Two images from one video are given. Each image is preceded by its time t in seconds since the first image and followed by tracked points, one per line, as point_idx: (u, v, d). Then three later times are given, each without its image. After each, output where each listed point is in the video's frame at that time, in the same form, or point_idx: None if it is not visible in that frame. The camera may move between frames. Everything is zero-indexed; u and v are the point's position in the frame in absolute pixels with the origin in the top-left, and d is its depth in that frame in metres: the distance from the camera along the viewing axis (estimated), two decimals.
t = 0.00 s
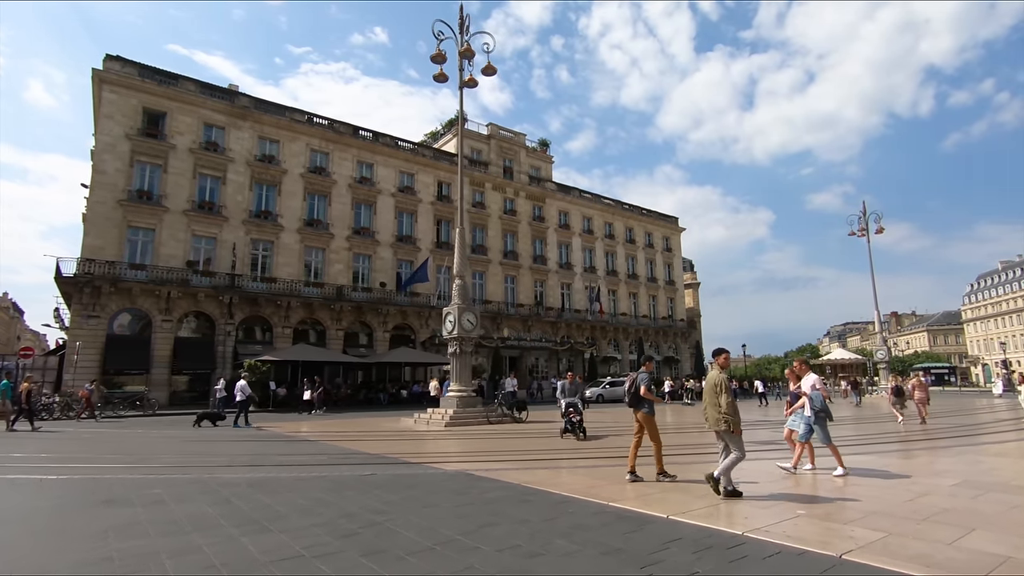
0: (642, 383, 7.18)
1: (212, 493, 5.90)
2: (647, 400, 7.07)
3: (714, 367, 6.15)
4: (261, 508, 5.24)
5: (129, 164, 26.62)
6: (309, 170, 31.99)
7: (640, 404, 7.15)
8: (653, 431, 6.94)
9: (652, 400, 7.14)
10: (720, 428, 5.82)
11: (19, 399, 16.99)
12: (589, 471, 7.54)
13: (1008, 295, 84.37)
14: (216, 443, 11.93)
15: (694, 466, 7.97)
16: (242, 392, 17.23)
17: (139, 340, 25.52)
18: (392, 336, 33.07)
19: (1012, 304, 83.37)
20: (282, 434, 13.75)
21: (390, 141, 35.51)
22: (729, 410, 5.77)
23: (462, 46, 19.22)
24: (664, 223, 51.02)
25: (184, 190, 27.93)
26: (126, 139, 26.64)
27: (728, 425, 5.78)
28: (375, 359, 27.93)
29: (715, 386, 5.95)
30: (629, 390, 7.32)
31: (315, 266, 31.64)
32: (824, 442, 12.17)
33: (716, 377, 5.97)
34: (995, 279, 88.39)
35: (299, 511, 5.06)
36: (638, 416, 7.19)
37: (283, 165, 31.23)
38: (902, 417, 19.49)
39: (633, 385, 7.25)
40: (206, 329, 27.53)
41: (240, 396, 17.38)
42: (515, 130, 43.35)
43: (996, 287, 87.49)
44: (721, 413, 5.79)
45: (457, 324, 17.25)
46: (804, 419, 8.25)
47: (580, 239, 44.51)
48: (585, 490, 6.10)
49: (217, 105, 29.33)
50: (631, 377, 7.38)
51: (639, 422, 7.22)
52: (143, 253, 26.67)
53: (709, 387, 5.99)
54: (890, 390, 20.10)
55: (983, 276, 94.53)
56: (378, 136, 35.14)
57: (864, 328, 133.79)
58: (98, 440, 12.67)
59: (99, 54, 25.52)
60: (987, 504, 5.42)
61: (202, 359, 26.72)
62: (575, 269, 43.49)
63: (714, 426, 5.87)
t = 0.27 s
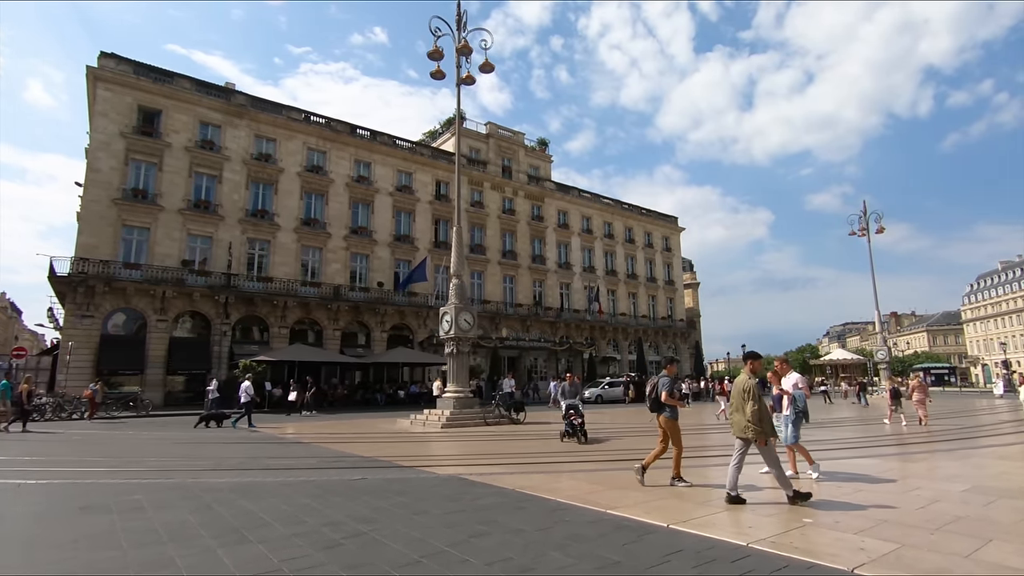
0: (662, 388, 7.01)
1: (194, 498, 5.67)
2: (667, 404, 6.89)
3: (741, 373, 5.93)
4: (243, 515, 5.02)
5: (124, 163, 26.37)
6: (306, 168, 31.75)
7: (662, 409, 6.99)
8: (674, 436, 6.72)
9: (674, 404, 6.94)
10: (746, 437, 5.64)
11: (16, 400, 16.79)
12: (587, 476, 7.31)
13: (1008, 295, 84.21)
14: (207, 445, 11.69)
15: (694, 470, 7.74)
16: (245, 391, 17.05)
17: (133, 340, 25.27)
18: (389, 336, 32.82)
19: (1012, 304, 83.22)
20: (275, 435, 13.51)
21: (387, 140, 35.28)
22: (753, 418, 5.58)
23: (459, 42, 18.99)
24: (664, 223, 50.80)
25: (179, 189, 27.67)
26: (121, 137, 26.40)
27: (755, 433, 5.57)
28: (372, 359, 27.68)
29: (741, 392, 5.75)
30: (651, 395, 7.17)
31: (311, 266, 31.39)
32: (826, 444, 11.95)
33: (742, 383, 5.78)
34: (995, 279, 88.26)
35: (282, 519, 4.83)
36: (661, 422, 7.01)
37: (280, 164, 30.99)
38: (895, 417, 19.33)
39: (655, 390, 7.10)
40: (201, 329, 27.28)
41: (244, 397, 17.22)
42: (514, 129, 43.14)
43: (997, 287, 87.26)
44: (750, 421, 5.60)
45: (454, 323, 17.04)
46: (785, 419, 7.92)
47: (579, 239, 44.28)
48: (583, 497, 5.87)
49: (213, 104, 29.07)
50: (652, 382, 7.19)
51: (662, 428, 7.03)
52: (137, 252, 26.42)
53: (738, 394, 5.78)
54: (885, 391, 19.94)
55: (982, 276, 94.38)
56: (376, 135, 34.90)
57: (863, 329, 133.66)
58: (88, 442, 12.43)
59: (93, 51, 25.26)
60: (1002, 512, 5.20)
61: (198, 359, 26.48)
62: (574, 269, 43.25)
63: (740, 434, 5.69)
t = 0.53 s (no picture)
0: (685, 384, 6.84)
1: (177, 502, 5.46)
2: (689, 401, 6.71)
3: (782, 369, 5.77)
4: (226, 520, 4.81)
5: (119, 160, 26.12)
6: (303, 167, 31.53)
7: (684, 406, 6.82)
8: (696, 434, 6.54)
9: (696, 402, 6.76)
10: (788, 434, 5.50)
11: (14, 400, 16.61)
12: (585, 476, 7.09)
13: (1008, 295, 84.11)
14: (198, 446, 11.47)
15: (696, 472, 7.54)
16: (251, 390, 17.10)
17: (128, 339, 25.04)
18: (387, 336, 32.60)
19: (1011, 304, 83.19)
20: (268, 435, 13.28)
21: (385, 138, 35.06)
22: (796, 415, 5.44)
23: (457, 38, 18.77)
24: (663, 222, 50.61)
25: (175, 187, 27.43)
26: (116, 135, 26.15)
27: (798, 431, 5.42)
28: (370, 359, 27.47)
29: (783, 388, 5.62)
30: (672, 392, 6.99)
31: (308, 264, 31.16)
32: (829, 444, 11.74)
33: (782, 378, 5.64)
34: (995, 280, 88.16)
35: (266, 523, 4.63)
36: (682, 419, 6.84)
37: (277, 162, 30.76)
38: (892, 417, 19.14)
39: (677, 386, 6.93)
40: (197, 328, 27.04)
41: (249, 398, 17.36)
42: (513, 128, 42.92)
43: (997, 287, 87.05)
44: (790, 417, 5.47)
45: (451, 322, 16.83)
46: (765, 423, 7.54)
47: (579, 238, 44.09)
48: (580, 500, 5.67)
49: (210, 101, 28.84)
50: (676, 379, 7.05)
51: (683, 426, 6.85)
52: (132, 250, 26.18)
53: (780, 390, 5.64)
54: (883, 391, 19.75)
55: (982, 276, 94.29)
56: (374, 133, 34.67)
57: (863, 329, 133.55)
58: (77, 442, 12.19)
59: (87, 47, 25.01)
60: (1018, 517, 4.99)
61: (194, 359, 26.24)
62: (573, 268, 43.06)
63: (782, 431, 5.56)
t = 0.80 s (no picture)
0: (714, 387, 6.64)
1: (158, 509, 5.21)
2: (719, 405, 6.51)
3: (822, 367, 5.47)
4: (207, 529, 4.57)
5: (113, 158, 25.85)
6: (300, 165, 31.27)
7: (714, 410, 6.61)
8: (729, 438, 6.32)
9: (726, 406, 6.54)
10: (828, 436, 5.18)
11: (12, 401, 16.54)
12: (585, 480, 6.84)
13: (1007, 295, 83.97)
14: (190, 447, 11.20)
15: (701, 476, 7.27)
16: (257, 391, 16.95)
17: (122, 339, 24.76)
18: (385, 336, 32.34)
19: (1010, 305, 83.06)
20: (262, 437, 13.01)
21: (383, 136, 34.80)
22: (844, 416, 5.16)
23: (455, 33, 18.53)
24: (663, 222, 50.39)
25: (171, 185, 27.15)
26: (111, 132, 25.88)
27: (842, 433, 5.15)
28: (368, 359, 27.20)
29: (829, 389, 5.29)
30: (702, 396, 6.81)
31: (305, 263, 30.89)
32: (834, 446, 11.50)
33: (827, 378, 5.30)
34: (994, 280, 88.03)
35: (248, 533, 4.38)
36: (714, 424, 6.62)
37: (273, 160, 30.49)
38: (893, 417, 18.88)
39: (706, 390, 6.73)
40: (193, 328, 26.77)
41: (253, 399, 17.13)
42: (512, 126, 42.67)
43: (997, 287, 86.86)
44: (836, 418, 5.18)
45: (449, 322, 16.57)
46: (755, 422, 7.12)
47: (578, 238, 43.86)
48: (580, 505, 5.43)
49: (206, 98, 28.57)
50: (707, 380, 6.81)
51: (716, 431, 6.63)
52: (127, 249, 25.90)
53: (823, 389, 5.32)
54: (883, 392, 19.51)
55: (982, 276, 94.20)
56: (372, 132, 34.41)
57: (862, 329, 133.41)
58: (66, 444, 11.92)
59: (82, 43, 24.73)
60: None
61: (189, 359, 25.97)
62: (572, 268, 42.83)
63: (823, 433, 5.21)
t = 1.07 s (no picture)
0: (742, 384, 6.13)
1: (137, 515, 5.00)
2: (747, 403, 6.02)
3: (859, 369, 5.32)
4: (186, 536, 4.35)
5: (108, 155, 25.59)
6: (297, 163, 31.02)
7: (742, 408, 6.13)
8: (759, 439, 5.87)
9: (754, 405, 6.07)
10: (870, 439, 5.03)
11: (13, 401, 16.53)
12: (584, 484, 6.61)
13: (1006, 296, 83.92)
14: (180, 449, 10.97)
15: (704, 479, 7.03)
16: (262, 391, 16.83)
17: (117, 338, 24.51)
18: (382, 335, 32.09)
19: (1009, 305, 83.01)
20: (254, 438, 12.77)
21: (381, 135, 34.57)
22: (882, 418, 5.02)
23: (453, 29, 18.31)
24: (662, 221, 50.19)
25: (166, 183, 26.90)
26: (105, 129, 25.63)
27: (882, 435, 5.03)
28: (365, 358, 26.96)
29: (868, 389, 5.12)
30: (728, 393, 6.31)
31: (302, 262, 30.64)
32: (837, 447, 11.29)
33: (866, 379, 5.13)
34: (993, 280, 87.96)
35: (228, 541, 4.19)
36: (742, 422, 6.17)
37: (270, 158, 30.25)
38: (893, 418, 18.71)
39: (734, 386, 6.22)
40: (188, 327, 26.51)
41: (258, 398, 17.00)
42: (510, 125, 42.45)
43: (996, 287, 86.82)
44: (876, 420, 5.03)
45: (446, 321, 16.33)
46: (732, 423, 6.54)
47: (577, 237, 43.64)
48: (579, 511, 5.21)
49: (202, 96, 28.33)
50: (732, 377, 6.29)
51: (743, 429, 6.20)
52: (121, 247, 25.65)
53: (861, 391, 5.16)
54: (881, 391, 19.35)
55: (980, 277, 94.18)
56: (369, 130, 34.18)
57: (861, 329, 133.37)
58: (54, 445, 11.67)
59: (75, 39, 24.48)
60: None
61: (185, 359, 25.72)
62: (571, 267, 42.62)
63: (864, 435, 5.05)
